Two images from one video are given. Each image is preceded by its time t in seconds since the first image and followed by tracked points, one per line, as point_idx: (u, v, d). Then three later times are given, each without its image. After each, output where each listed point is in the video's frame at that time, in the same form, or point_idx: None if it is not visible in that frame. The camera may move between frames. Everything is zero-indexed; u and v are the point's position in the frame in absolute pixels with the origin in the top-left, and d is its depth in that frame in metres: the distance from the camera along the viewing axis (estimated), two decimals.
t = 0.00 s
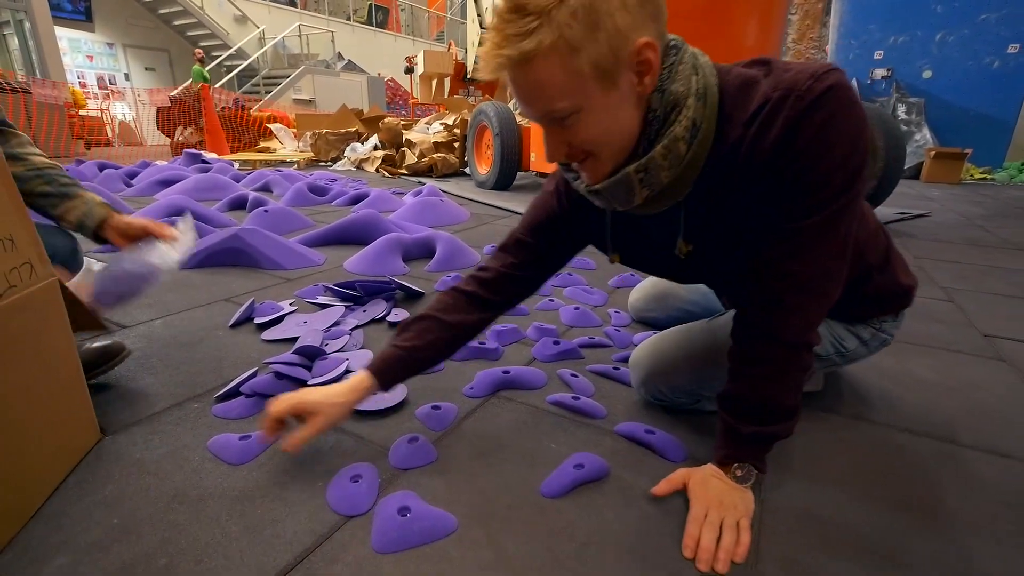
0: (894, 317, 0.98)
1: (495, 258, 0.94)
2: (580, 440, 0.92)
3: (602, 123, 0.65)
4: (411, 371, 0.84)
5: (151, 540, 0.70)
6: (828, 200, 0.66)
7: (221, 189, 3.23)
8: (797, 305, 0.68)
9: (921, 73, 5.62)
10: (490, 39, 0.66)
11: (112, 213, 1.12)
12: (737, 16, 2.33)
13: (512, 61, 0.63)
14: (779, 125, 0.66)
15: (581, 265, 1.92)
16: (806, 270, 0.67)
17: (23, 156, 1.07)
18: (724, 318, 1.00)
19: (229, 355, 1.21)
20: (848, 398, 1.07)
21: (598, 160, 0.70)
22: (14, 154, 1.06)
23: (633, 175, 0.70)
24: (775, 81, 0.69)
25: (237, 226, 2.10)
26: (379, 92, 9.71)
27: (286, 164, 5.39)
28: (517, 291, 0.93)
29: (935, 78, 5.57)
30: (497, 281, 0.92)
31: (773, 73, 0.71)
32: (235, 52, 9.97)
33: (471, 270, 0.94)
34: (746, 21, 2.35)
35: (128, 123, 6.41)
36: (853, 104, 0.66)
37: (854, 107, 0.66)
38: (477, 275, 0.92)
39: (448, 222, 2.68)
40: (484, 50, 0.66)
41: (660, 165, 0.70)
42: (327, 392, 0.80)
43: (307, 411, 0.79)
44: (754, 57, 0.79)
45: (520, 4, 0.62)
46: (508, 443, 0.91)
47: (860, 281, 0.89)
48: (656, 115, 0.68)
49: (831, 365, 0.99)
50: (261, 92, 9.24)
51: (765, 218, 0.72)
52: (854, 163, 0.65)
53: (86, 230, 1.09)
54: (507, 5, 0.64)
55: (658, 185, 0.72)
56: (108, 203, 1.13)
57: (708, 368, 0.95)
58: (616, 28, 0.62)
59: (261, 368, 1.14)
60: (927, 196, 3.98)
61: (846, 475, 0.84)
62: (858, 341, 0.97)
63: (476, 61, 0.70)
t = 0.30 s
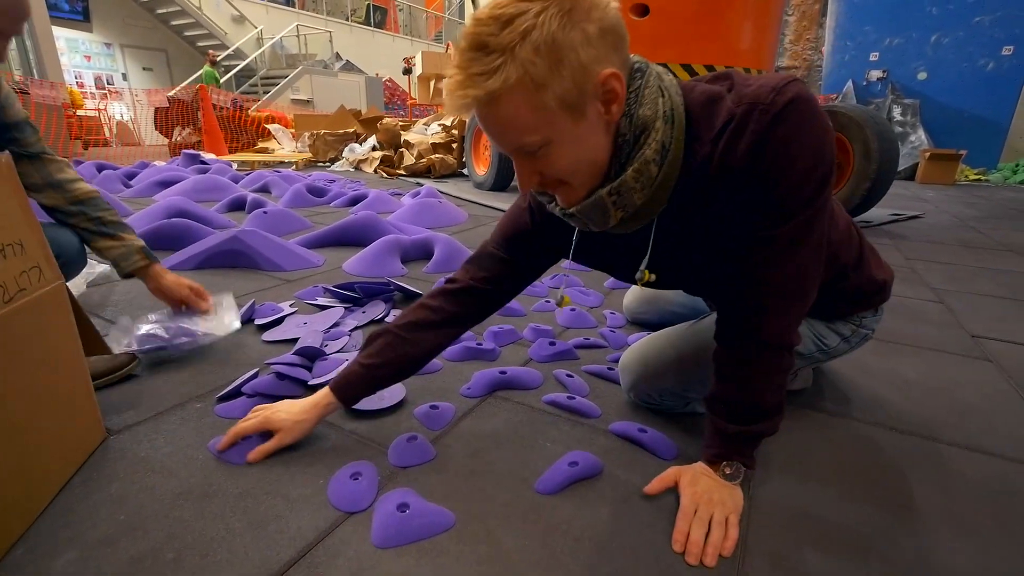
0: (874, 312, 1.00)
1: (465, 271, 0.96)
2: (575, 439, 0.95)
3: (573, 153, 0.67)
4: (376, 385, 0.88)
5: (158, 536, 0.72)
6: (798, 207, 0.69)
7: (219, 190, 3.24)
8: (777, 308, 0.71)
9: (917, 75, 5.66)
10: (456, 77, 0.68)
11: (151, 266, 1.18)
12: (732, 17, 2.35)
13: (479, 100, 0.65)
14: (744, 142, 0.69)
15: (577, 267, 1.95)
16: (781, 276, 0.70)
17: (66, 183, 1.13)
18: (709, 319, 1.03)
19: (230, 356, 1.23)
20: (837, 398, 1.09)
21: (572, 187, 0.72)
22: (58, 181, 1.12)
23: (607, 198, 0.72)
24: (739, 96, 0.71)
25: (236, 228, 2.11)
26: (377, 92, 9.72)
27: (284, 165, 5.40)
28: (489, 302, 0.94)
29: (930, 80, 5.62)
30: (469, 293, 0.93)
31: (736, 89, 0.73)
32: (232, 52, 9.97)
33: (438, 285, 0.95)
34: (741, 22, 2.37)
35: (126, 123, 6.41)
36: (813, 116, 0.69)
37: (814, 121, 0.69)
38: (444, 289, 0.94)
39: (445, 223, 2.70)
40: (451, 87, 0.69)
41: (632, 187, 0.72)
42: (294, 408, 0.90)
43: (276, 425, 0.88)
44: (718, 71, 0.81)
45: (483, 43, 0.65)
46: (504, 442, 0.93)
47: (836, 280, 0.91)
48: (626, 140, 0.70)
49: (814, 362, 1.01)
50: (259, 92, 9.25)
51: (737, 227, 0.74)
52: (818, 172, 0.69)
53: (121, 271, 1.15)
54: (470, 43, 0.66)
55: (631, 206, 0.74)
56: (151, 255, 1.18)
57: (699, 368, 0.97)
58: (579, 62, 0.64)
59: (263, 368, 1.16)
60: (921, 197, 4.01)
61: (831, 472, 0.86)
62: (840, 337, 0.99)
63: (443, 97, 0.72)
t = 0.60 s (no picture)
0: (869, 320, 1.02)
1: (491, 262, 1.00)
2: (572, 437, 0.95)
3: (575, 137, 0.70)
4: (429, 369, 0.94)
5: (158, 536, 0.72)
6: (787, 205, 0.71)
7: (213, 191, 3.22)
8: (765, 303, 0.72)
9: (907, 75, 5.71)
10: (470, 64, 0.71)
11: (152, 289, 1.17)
12: (725, 18, 2.37)
13: (489, 84, 0.68)
14: (735, 139, 0.71)
15: (572, 266, 1.96)
16: (768, 271, 0.72)
17: (71, 206, 1.13)
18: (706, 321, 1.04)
19: (227, 357, 1.22)
20: (830, 395, 1.10)
21: (574, 169, 0.74)
22: (65, 205, 1.12)
23: (606, 182, 0.74)
24: (736, 95, 0.73)
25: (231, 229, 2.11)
26: (371, 92, 9.70)
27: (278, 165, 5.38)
28: (512, 293, 0.99)
29: (920, 80, 5.67)
30: (499, 281, 0.98)
31: (735, 89, 0.75)
32: (225, 51, 9.92)
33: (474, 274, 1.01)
34: (734, 23, 2.39)
35: (117, 123, 6.36)
36: (806, 118, 0.71)
37: (807, 123, 0.71)
38: (480, 278, 1.00)
39: (441, 223, 2.70)
40: (465, 72, 0.72)
41: (629, 173, 0.73)
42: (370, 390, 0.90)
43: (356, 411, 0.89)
44: (725, 72, 0.83)
45: (496, 32, 0.68)
46: (502, 440, 0.94)
47: (834, 285, 0.92)
48: (625, 128, 0.72)
49: (809, 366, 1.03)
50: (252, 91, 9.21)
51: (730, 221, 0.76)
52: (808, 173, 0.70)
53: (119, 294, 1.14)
54: (484, 32, 0.70)
55: (629, 191, 0.76)
56: (151, 278, 1.18)
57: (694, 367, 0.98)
58: (583, 52, 0.67)
59: (260, 369, 1.17)
60: (912, 196, 4.05)
61: (824, 468, 0.88)
62: (835, 343, 1.00)
63: (458, 84, 0.76)
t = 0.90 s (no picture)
0: (871, 326, 1.02)
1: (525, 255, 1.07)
2: (566, 437, 0.95)
3: (596, 126, 0.74)
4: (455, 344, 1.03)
5: (147, 543, 0.71)
6: (794, 204, 0.72)
7: (201, 191, 3.19)
8: (765, 301, 0.73)
9: (893, 74, 5.76)
10: (499, 54, 0.76)
11: (138, 276, 1.15)
12: (715, 17, 2.38)
13: (516, 73, 0.73)
14: (746, 135, 0.73)
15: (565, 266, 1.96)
16: (768, 268, 0.72)
17: (50, 201, 1.11)
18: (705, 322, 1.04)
19: (216, 360, 1.21)
20: (822, 393, 1.11)
21: (593, 159, 0.78)
22: (44, 200, 1.11)
23: (623, 173, 0.78)
24: (753, 94, 0.75)
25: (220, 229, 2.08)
26: (361, 91, 9.65)
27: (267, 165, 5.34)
28: (543, 283, 1.05)
29: (907, 79, 5.72)
30: (526, 273, 1.04)
31: (753, 88, 0.77)
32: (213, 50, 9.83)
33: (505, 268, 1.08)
34: (724, 22, 2.39)
35: (104, 122, 6.28)
36: (818, 120, 0.73)
37: (819, 125, 0.73)
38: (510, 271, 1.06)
39: (433, 223, 2.70)
40: (494, 63, 0.77)
41: (645, 165, 0.76)
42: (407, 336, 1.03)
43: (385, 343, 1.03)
44: (746, 72, 0.85)
45: (525, 24, 0.73)
46: (496, 442, 0.94)
47: (839, 289, 0.93)
48: (644, 121, 0.75)
49: (811, 370, 1.03)
50: (240, 91, 9.14)
51: (738, 216, 0.78)
52: (816, 173, 0.72)
53: (107, 285, 1.12)
54: (514, 24, 0.74)
55: (644, 182, 0.79)
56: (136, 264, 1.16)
57: (689, 367, 0.98)
58: (605, 45, 0.71)
59: (251, 371, 1.15)
60: (900, 194, 4.09)
61: (818, 464, 0.88)
62: (837, 347, 1.00)
63: (488, 73, 0.80)
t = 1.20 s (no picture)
0: (846, 327, 1.04)
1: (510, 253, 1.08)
2: (550, 438, 0.96)
3: (581, 124, 0.74)
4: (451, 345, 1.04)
5: (127, 552, 0.70)
6: (772, 207, 0.73)
7: (185, 193, 3.16)
8: (743, 301, 0.74)
9: (875, 76, 5.85)
10: (486, 51, 0.76)
11: (119, 298, 1.14)
12: (698, 20, 2.40)
13: (502, 70, 0.74)
14: (726, 136, 0.74)
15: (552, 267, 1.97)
16: (746, 269, 0.74)
17: (36, 214, 1.10)
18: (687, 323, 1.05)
19: (199, 365, 1.20)
20: (803, 391, 1.12)
21: (579, 156, 0.78)
22: (29, 212, 1.09)
23: (606, 172, 0.78)
24: (734, 98, 0.77)
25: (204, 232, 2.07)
26: (348, 92, 9.61)
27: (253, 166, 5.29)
28: (534, 282, 1.06)
29: (888, 80, 5.81)
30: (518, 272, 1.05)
31: (734, 91, 0.78)
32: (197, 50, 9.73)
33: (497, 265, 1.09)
34: (707, 25, 2.42)
35: (85, 123, 6.19)
36: (796, 125, 0.74)
37: (797, 129, 0.74)
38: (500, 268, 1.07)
39: (420, 225, 2.69)
40: (481, 60, 0.77)
41: (629, 164, 0.77)
42: (395, 348, 1.04)
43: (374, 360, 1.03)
44: (730, 74, 0.86)
45: (511, 22, 0.74)
46: (481, 443, 0.94)
47: (817, 290, 0.95)
48: (627, 120, 0.76)
49: (788, 371, 1.04)
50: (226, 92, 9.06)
51: (717, 217, 0.79)
52: (793, 177, 0.73)
53: (86, 305, 1.10)
54: (500, 22, 0.75)
55: (628, 181, 0.80)
56: (118, 286, 1.14)
57: (672, 367, 0.99)
58: (591, 43, 0.72)
59: (234, 376, 1.15)
60: (882, 194, 4.15)
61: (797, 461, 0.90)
62: (813, 348, 1.02)
63: (475, 70, 0.81)
